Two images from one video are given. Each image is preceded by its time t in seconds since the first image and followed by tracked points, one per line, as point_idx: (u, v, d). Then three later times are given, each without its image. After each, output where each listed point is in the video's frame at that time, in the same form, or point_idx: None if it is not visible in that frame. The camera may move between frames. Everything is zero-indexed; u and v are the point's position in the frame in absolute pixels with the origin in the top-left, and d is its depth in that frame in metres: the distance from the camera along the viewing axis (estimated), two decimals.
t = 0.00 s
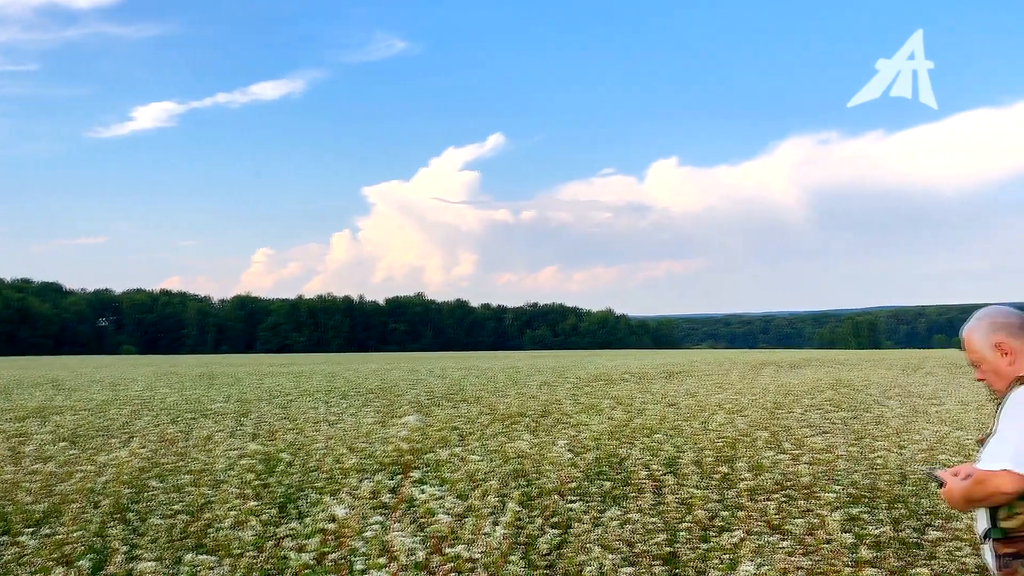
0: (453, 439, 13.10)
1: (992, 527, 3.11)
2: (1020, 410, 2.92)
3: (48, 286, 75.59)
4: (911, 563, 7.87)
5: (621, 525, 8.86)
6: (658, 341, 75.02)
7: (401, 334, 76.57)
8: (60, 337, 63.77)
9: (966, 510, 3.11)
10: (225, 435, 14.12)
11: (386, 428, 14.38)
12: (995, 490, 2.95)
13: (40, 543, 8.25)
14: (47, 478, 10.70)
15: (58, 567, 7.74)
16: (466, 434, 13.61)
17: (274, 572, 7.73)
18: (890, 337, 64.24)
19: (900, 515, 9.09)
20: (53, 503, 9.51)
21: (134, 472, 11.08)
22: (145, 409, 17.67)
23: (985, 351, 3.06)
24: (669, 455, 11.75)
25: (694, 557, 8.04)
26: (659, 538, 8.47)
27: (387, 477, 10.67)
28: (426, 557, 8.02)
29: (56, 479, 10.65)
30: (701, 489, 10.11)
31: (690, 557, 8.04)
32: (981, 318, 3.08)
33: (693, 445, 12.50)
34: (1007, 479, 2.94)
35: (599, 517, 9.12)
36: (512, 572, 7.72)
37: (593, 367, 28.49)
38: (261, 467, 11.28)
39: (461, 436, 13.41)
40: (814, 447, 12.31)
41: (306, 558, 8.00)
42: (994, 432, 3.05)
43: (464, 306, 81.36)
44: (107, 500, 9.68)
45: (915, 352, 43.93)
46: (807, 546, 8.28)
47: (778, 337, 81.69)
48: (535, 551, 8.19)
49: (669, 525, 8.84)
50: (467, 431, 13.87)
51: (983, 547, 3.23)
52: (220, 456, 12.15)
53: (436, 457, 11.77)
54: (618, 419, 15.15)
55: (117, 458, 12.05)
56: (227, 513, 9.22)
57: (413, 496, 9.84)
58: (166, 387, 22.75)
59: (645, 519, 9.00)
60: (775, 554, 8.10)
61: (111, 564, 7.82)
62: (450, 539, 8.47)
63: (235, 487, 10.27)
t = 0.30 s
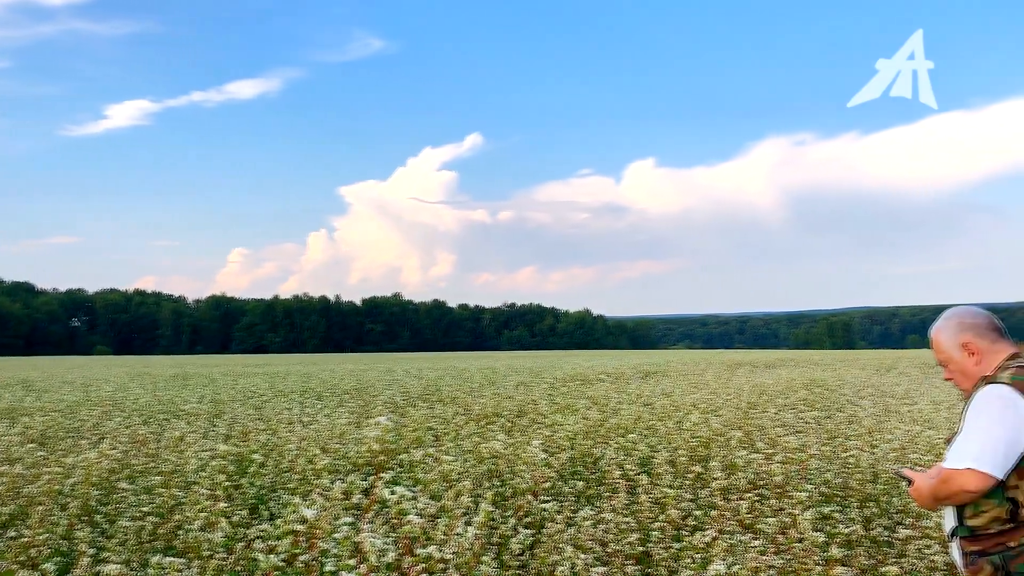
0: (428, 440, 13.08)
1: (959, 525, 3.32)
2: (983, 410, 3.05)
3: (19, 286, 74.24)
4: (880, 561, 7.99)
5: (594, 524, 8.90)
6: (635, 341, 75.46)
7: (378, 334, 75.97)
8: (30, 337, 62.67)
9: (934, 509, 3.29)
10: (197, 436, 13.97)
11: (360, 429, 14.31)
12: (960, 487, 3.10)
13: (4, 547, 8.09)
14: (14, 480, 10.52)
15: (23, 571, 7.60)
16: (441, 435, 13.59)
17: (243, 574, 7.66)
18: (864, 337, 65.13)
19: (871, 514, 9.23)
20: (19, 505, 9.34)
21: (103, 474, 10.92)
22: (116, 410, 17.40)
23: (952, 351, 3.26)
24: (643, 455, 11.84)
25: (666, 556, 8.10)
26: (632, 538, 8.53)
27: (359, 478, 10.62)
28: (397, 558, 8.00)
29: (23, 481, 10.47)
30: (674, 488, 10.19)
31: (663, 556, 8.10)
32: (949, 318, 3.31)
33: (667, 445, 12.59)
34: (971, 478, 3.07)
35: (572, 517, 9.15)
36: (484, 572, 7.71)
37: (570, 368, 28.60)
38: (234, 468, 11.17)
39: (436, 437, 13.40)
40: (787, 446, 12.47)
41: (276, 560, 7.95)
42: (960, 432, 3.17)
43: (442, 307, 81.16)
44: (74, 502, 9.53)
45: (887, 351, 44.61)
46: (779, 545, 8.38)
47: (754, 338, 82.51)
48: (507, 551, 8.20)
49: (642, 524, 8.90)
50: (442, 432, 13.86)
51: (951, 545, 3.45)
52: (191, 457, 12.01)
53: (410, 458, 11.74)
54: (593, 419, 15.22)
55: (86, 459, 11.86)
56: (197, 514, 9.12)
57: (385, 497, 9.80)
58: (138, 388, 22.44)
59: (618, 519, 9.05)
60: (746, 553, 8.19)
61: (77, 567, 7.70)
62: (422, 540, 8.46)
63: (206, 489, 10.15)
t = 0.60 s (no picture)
0: (405, 439, 13.08)
1: (929, 525, 3.39)
2: (953, 411, 3.12)
3: None
4: (854, 561, 8.11)
5: (569, 524, 8.96)
6: (615, 341, 75.78)
7: (358, 334, 75.10)
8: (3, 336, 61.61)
9: (905, 509, 3.36)
10: (172, 435, 13.83)
11: (336, 429, 14.26)
12: (929, 487, 3.18)
13: None
14: None
15: None
16: (419, 434, 13.58)
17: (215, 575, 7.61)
18: (842, 338, 65.93)
19: (845, 514, 9.37)
20: None
21: (75, 473, 10.78)
22: (89, 409, 17.17)
23: (923, 354, 3.34)
24: (620, 455, 11.92)
25: (642, 556, 8.17)
26: (607, 538, 8.59)
27: (334, 478, 10.59)
28: (371, 559, 7.99)
29: None
30: (650, 488, 10.27)
31: (638, 556, 8.17)
32: (920, 320, 3.39)
33: (643, 445, 12.69)
34: (939, 478, 3.15)
35: (548, 517, 9.20)
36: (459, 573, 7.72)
37: (550, 368, 28.71)
38: (208, 468, 11.08)
39: (414, 436, 13.40)
40: (762, 446, 12.62)
41: (249, 560, 7.90)
42: (929, 432, 3.25)
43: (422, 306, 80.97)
44: (44, 502, 9.40)
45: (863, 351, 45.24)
46: (754, 545, 8.48)
47: (733, 339, 83.23)
48: (483, 551, 8.22)
49: (618, 525, 8.97)
50: (420, 431, 13.86)
51: (922, 545, 3.53)
52: (165, 457, 11.89)
53: (386, 457, 11.73)
54: (571, 418, 15.29)
55: (58, 458, 11.71)
56: (170, 515, 9.04)
57: (360, 497, 9.77)
58: (112, 387, 22.15)
59: (594, 519, 9.11)
60: (721, 553, 8.28)
61: (46, 568, 7.61)
62: (396, 540, 8.45)
63: (180, 489, 10.06)
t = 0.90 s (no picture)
0: (382, 440, 13.08)
1: (900, 526, 3.47)
2: (923, 414, 3.20)
3: None
4: (826, 562, 8.24)
5: (544, 526, 9.01)
6: (594, 342, 76.13)
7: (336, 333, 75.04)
8: None
9: (876, 510, 3.44)
10: (145, 436, 13.68)
11: (312, 429, 14.21)
12: (899, 488, 3.25)
13: None
14: None
15: None
16: (397, 435, 13.58)
17: None
18: (818, 338, 66.66)
19: (819, 515, 9.52)
20: None
21: (47, 475, 10.62)
22: (61, 409, 16.92)
23: (894, 356, 3.43)
24: (595, 456, 12.01)
25: (616, 557, 8.24)
26: (583, 539, 8.66)
27: (309, 479, 10.55)
28: (344, 561, 7.99)
29: None
30: (625, 489, 10.36)
31: (612, 557, 8.24)
32: (892, 323, 3.47)
33: (619, 445, 12.80)
34: (908, 480, 3.22)
35: (523, 518, 9.24)
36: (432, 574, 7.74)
37: (529, 368, 28.81)
38: (182, 469, 10.99)
39: (390, 437, 13.40)
40: (738, 447, 12.78)
41: (221, 563, 7.85)
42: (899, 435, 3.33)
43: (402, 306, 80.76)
44: (14, 505, 9.27)
45: (838, 351, 45.77)
46: (727, 546, 8.59)
47: (711, 340, 84.00)
48: (457, 553, 8.25)
49: (593, 526, 9.04)
50: (397, 432, 13.85)
51: (892, 545, 3.62)
52: (138, 458, 11.76)
53: (362, 458, 11.71)
54: (548, 419, 15.38)
55: (29, 460, 11.54)
56: (143, 517, 8.96)
57: (334, 499, 9.74)
58: (85, 387, 21.83)
59: (568, 521, 9.16)
60: (695, 554, 8.38)
61: (15, 572, 7.50)
62: (370, 542, 8.45)
63: (153, 490, 9.97)
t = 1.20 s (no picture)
0: (358, 442, 13.02)
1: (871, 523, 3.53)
2: (895, 412, 3.26)
3: None
4: (798, 561, 8.34)
5: (519, 526, 9.02)
6: (573, 342, 76.33)
7: (314, 334, 74.58)
8: None
9: (848, 508, 3.49)
10: (117, 438, 13.49)
11: (287, 431, 14.11)
12: (870, 486, 3.29)
13: None
14: None
15: None
16: (374, 436, 13.52)
17: None
18: (794, 338, 67.40)
19: (792, 513, 9.63)
20: None
21: (15, 479, 10.43)
22: (31, 412, 16.62)
23: (866, 355, 3.48)
24: (572, 456, 12.05)
25: (591, 557, 8.29)
26: (558, 539, 8.68)
27: (283, 481, 10.46)
28: (317, 563, 7.95)
29: None
30: (601, 489, 10.41)
31: (588, 557, 8.28)
32: (864, 322, 3.52)
33: (595, 445, 12.86)
34: (880, 478, 3.27)
35: (498, 519, 9.24)
36: None
37: (507, 368, 28.85)
38: (154, 472, 10.84)
39: (367, 438, 13.35)
40: (713, 446, 12.89)
41: (193, 567, 7.76)
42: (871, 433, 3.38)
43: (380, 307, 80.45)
44: None
45: (815, 351, 46.29)
46: (701, 545, 8.66)
47: (688, 340, 84.65)
48: (430, 554, 8.24)
49: (568, 526, 9.06)
50: (373, 433, 13.81)
51: (863, 543, 3.68)
52: (109, 461, 11.59)
53: (337, 460, 11.65)
54: (525, 419, 15.40)
55: None
56: (113, 520, 8.84)
57: (308, 501, 9.67)
58: (57, 389, 21.46)
59: (544, 521, 9.18)
60: (669, 553, 8.44)
61: None
62: (344, 544, 8.40)
63: (125, 493, 9.83)
